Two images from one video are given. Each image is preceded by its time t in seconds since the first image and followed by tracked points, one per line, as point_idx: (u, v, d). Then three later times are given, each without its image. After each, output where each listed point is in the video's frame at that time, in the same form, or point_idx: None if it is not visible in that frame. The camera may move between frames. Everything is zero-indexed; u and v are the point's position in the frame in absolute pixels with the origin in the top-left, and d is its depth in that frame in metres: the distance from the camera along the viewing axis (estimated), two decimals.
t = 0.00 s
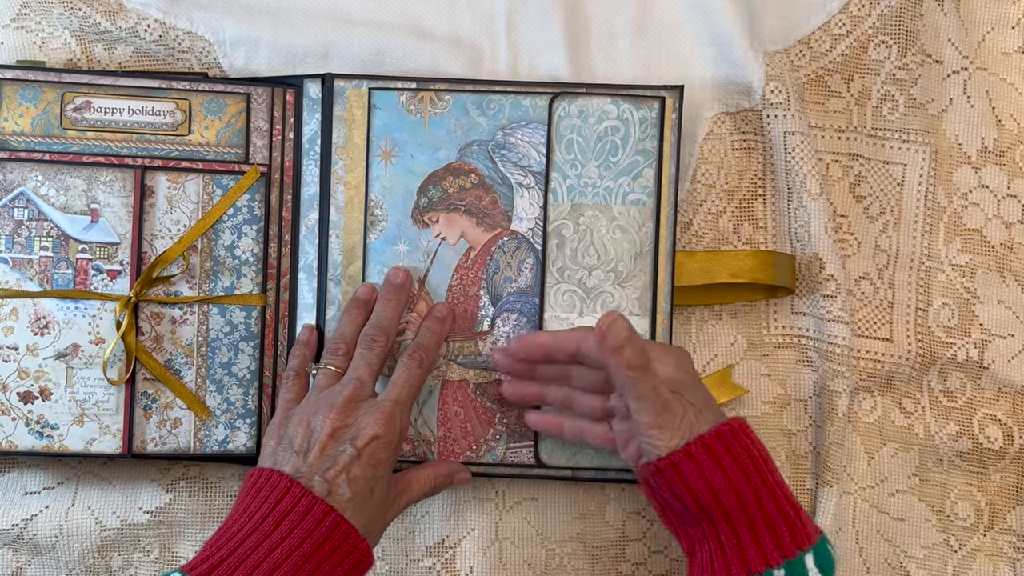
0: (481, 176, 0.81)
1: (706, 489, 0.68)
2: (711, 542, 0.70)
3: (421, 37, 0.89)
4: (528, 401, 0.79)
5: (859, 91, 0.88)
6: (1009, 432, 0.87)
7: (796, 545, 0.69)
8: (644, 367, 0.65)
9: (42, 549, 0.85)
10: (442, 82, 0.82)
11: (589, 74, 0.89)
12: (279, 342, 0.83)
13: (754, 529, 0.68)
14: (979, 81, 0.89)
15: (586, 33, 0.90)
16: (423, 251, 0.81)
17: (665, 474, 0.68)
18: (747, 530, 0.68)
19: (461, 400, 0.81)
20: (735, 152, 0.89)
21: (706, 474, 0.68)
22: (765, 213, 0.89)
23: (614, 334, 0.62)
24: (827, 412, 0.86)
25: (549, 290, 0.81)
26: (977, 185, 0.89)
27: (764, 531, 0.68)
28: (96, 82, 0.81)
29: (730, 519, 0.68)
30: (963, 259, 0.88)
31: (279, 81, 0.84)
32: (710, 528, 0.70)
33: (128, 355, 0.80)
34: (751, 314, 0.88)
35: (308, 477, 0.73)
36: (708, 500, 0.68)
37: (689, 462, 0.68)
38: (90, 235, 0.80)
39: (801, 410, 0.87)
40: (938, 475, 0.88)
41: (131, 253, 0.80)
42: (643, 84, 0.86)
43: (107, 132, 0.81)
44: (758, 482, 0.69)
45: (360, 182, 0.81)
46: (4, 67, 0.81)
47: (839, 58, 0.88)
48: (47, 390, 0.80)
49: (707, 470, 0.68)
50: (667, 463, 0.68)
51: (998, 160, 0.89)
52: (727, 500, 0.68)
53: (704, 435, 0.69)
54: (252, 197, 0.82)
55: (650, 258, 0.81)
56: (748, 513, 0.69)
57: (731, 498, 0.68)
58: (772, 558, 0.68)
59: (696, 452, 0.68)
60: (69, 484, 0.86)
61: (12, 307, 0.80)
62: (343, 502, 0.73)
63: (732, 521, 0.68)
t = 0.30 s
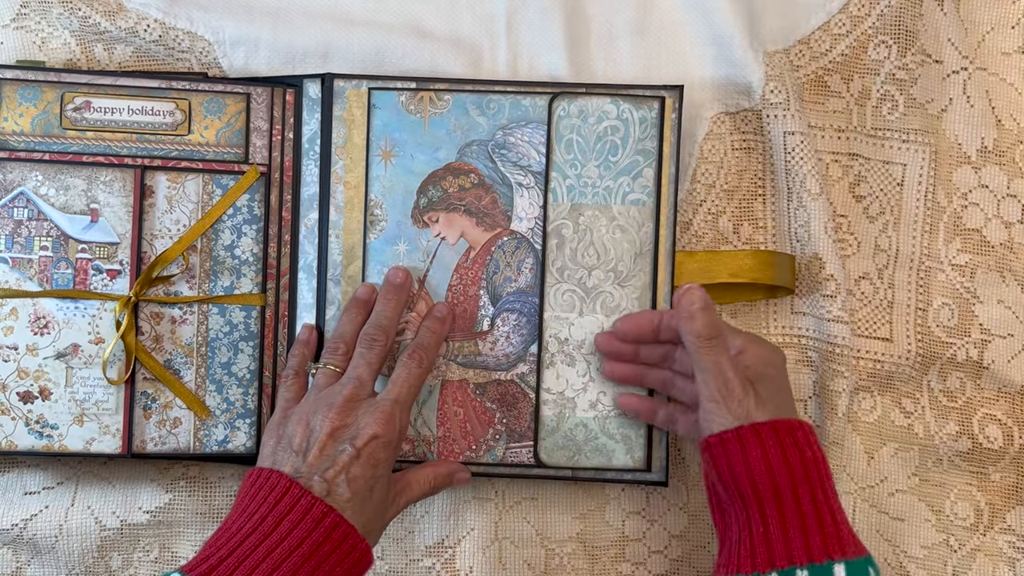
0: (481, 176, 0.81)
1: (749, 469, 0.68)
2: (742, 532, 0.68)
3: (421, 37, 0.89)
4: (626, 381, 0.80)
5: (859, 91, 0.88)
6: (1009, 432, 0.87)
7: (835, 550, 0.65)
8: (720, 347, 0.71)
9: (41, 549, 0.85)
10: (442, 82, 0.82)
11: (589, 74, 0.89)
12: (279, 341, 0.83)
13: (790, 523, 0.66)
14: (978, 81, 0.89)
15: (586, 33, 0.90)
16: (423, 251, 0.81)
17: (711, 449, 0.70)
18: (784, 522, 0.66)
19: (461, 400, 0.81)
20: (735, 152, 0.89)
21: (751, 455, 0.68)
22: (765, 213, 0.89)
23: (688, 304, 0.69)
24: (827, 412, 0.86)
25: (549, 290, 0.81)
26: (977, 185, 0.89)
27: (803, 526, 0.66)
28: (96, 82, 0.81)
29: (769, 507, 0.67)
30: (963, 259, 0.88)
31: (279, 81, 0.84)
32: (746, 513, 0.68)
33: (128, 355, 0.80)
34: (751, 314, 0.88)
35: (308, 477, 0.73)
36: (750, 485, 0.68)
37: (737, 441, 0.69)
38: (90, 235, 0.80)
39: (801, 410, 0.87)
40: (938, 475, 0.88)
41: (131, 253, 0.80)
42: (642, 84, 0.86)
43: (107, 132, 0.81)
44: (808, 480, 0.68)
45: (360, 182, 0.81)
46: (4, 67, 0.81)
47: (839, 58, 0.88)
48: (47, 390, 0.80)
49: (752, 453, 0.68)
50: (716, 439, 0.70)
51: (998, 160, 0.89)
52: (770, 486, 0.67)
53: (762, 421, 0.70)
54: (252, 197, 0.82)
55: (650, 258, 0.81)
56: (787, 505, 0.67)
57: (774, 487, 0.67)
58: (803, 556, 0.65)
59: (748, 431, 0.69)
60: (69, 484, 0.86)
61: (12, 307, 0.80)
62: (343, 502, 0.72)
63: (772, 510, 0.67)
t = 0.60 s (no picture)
0: (481, 176, 0.81)
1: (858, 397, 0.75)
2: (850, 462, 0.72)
3: (421, 37, 0.89)
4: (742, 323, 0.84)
5: (859, 91, 0.88)
6: (1009, 432, 0.87)
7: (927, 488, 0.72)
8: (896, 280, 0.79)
9: (41, 549, 0.85)
10: (442, 82, 0.82)
11: (589, 74, 0.89)
12: (279, 342, 0.83)
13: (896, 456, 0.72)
14: (978, 81, 0.89)
15: (586, 33, 0.90)
16: (423, 251, 0.81)
17: (820, 371, 0.78)
18: (916, 451, 0.73)
19: (461, 400, 0.81)
20: (735, 152, 0.89)
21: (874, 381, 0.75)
22: (766, 213, 0.88)
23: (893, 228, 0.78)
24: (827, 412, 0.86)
25: (549, 290, 0.81)
26: (977, 185, 0.89)
27: (896, 452, 0.72)
28: (96, 82, 0.81)
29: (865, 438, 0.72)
30: (963, 259, 0.88)
31: (279, 81, 0.84)
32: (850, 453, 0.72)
33: (128, 355, 0.80)
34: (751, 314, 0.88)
35: (280, 470, 0.73)
36: (836, 408, 0.75)
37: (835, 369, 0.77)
38: (90, 235, 0.80)
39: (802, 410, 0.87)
40: (938, 475, 0.87)
41: (131, 252, 0.80)
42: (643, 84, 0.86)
43: (107, 132, 0.81)
44: (913, 414, 0.74)
45: (360, 182, 0.81)
46: (4, 67, 0.81)
47: (839, 58, 0.88)
48: (47, 390, 0.80)
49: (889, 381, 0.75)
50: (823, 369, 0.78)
51: (998, 160, 0.89)
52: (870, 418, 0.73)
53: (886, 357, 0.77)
54: (252, 197, 0.82)
55: (650, 258, 0.81)
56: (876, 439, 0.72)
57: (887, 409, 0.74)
58: (903, 484, 0.71)
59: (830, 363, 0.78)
60: (69, 484, 0.86)
61: (12, 307, 0.80)
62: (314, 494, 0.72)
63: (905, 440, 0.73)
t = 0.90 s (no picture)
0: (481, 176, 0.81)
1: (610, 310, 0.62)
2: (601, 382, 0.62)
3: (421, 37, 0.89)
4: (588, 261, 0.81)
5: (859, 91, 0.88)
6: (1009, 432, 0.87)
7: (693, 383, 0.61)
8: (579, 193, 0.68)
9: (41, 549, 0.85)
10: (442, 82, 0.82)
11: (589, 74, 0.89)
12: (279, 342, 0.83)
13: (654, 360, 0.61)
14: (979, 81, 0.89)
15: (586, 33, 0.90)
16: (423, 251, 0.81)
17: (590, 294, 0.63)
18: (665, 352, 0.61)
19: (461, 400, 0.81)
20: (735, 152, 0.89)
21: (616, 294, 0.63)
22: (766, 213, 0.88)
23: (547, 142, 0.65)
24: (827, 412, 0.86)
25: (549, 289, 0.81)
26: (977, 186, 0.89)
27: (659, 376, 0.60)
28: (96, 82, 0.81)
29: (620, 350, 0.62)
30: (963, 259, 0.88)
31: (279, 81, 0.84)
32: (618, 361, 0.62)
33: (128, 355, 0.80)
34: (751, 314, 0.88)
35: (272, 472, 0.73)
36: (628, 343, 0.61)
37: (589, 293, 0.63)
38: (90, 235, 0.80)
39: (801, 410, 0.87)
40: (938, 475, 0.88)
41: (131, 252, 0.80)
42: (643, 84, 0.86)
43: (107, 132, 0.81)
44: (656, 328, 0.62)
45: (360, 182, 0.81)
46: (4, 67, 0.81)
47: (839, 58, 0.88)
48: (47, 390, 0.80)
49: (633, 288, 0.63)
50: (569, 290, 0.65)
51: (998, 160, 0.89)
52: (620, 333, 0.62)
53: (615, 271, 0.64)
54: (252, 197, 0.82)
55: (650, 258, 0.81)
56: (648, 348, 0.61)
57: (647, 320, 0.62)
58: (665, 390, 0.60)
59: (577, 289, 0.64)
60: (69, 484, 0.86)
61: (11, 307, 0.80)
62: (305, 495, 0.71)
63: (657, 353, 0.61)
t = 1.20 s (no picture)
0: (481, 176, 0.81)
1: (771, 281, 0.69)
2: (720, 346, 0.68)
3: (421, 37, 0.89)
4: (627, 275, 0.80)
5: (859, 91, 0.88)
6: (1009, 432, 0.87)
7: (811, 380, 0.66)
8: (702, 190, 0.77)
9: (41, 549, 0.85)
10: (442, 82, 0.82)
11: (589, 74, 0.89)
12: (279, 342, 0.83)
13: (781, 330, 0.67)
14: (978, 81, 0.89)
15: (586, 33, 0.90)
16: (423, 251, 0.81)
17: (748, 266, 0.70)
18: (796, 342, 0.67)
19: (461, 400, 0.81)
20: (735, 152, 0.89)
21: (787, 270, 0.69)
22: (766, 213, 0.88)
23: (803, 131, 0.75)
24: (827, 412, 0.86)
25: (549, 290, 0.81)
26: (977, 185, 0.89)
27: (785, 343, 0.66)
28: (96, 82, 0.81)
29: (749, 322, 0.67)
30: (963, 259, 0.88)
31: (279, 81, 0.84)
32: (735, 326, 0.68)
33: (128, 355, 0.80)
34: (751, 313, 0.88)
35: (263, 486, 0.73)
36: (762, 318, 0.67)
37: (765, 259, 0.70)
38: (90, 235, 0.80)
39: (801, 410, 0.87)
40: (938, 475, 0.88)
41: (131, 252, 0.80)
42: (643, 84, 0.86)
43: (107, 132, 0.81)
44: (809, 321, 0.68)
45: (360, 182, 0.81)
46: (4, 67, 0.81)
47: (839, 58, 0.88)
48: (47, 390, 0.80)
49: (806, 269, 0.69)
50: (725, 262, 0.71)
51: (998, 160, 0.89)
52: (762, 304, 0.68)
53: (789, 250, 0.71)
54: (252, 197, 0.82)
55: (650, 259, 0.81)
56: (763, 323, 0.67)
57: (798, 309, 0.68)
58: (779, 372, 0.65)
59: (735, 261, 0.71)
60: (69, 484, 0.86)
61: (12, 307, 0.80)
62: (297, 509, 0.72)
63: (788, 336, 0.67)
